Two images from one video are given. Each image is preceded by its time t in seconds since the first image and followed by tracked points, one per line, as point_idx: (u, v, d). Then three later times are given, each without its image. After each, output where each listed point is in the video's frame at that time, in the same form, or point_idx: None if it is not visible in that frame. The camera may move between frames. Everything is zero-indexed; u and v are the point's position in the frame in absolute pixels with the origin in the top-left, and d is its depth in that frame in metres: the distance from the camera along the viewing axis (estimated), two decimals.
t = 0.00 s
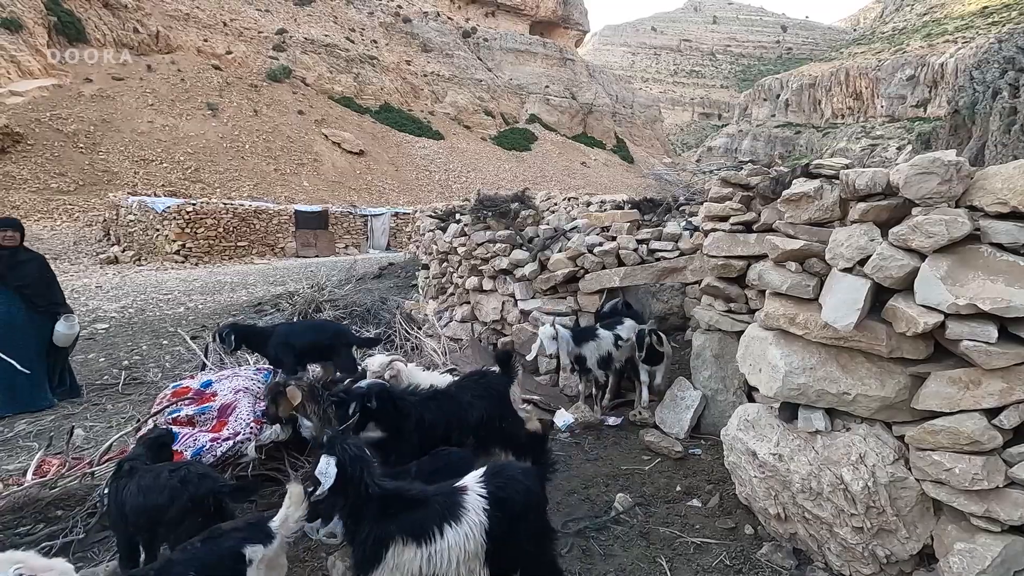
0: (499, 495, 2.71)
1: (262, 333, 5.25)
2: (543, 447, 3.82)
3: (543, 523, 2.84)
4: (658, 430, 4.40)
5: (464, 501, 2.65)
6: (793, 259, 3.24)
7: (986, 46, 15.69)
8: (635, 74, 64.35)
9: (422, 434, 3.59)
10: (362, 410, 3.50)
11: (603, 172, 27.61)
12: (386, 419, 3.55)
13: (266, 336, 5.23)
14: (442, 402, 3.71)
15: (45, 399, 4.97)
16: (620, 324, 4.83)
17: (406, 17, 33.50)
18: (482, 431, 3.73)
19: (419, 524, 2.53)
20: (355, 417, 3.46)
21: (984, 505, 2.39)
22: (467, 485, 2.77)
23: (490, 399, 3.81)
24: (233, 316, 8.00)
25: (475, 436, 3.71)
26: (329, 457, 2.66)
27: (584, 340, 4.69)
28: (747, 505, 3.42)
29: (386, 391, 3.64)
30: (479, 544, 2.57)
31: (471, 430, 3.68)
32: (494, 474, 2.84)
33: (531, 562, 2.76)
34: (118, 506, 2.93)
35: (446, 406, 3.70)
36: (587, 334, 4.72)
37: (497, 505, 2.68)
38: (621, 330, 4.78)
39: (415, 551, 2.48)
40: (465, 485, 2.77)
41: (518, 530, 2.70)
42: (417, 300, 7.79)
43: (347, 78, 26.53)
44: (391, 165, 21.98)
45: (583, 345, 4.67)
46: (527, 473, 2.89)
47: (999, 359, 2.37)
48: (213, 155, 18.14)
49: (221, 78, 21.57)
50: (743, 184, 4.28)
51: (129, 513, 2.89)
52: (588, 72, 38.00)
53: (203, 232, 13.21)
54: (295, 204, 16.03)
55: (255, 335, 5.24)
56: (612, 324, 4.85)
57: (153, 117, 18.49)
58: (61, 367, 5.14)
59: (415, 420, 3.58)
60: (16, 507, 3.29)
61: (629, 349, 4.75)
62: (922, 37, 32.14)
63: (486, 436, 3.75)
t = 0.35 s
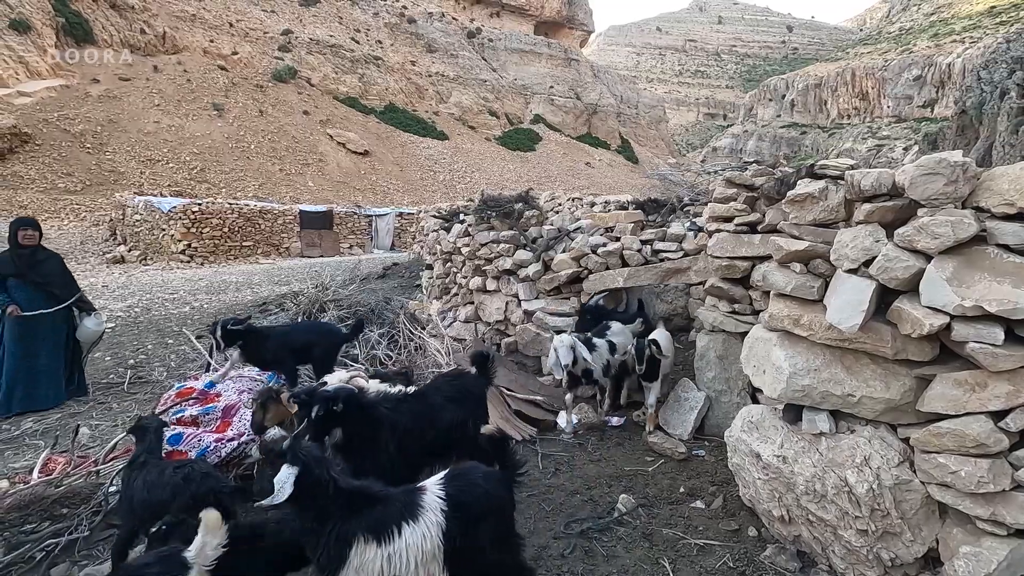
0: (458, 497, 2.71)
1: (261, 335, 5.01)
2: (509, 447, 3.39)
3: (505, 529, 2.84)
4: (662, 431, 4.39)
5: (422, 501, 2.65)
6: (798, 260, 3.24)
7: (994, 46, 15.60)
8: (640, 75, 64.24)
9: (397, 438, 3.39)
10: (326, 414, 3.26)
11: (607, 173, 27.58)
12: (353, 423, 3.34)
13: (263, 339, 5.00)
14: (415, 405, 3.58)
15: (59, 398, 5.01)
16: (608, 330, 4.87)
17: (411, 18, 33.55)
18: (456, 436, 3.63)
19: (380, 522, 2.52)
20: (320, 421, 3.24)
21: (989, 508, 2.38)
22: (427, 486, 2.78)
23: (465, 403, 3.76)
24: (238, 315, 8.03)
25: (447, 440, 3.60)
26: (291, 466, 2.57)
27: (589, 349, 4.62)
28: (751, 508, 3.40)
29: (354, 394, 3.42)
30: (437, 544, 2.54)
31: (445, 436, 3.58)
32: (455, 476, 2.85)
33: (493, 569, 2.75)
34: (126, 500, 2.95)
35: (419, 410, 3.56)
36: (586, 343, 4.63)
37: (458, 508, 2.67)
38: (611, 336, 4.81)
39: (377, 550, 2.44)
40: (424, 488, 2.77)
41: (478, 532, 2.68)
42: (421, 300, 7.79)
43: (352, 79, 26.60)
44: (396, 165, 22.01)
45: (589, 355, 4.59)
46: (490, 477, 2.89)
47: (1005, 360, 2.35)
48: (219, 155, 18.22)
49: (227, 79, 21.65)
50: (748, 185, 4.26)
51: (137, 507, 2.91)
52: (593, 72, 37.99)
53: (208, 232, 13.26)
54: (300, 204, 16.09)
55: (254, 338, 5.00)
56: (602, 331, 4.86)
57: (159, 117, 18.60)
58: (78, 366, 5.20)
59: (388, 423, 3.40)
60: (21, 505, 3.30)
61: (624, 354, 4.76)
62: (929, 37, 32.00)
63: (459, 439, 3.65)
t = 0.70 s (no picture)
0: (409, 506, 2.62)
1: (247, 338, 4.75)
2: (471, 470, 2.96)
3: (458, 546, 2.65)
4: (667, 431, 4.38)
5: (376, 503, 2.63)
6: (804, 260, 3.22)
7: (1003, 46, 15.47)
8: (645, 75, 64.13)
9: (361, 450, 3.36)
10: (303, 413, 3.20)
11: (612, 173, 27.53)
12: (329, 422, 3.31)
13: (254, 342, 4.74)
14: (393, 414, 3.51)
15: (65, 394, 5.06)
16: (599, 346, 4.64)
17: (416, 19, 33.61)
18: (433, 446, 3.55)
19: (338, 520, 2.57)
20: (298, 420, 3.19)
21: (998, 511, 2.36)
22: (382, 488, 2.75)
23: (446, 413, 3.62)
24: (243, 315, 8.07)
25: (422, 452, 3.51)
26: (246, 464, 2.62)
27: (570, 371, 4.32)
28: (756, 509, 3.39)
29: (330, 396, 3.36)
30: (381, 549, 2.52)
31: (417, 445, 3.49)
32: (414, 478, 2.80)
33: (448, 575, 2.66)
34: (125, 501, 2.94)
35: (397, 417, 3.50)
36: (570, 364, 4.36)
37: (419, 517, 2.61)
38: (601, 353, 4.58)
39: (336, 546, 2.50)
40: (382, 488, 2.76)
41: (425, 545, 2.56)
42: (426, 300, 7.80)
43: (357, 79, 26.67)
44: (401, 165, 22.04)
45: (569, 376, 4.30)
46: (442, 493, 2.70)
47: (1013, 362, 2.33)
48: (225, 155, 18.30)
49: (233, 79, 21.74)
50: (754, 185, 4.24)
51: (135, 507, 2.91)
52: (598, 72, 37.95)
53: (214, 232, 13.31)
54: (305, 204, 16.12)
55: (240, 344, 4.72)
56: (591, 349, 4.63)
57: (166, 118, 18.69)
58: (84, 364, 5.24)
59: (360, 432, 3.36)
60: (29, 503, 3.33)
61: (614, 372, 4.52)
62: (937, 37, 31.82)
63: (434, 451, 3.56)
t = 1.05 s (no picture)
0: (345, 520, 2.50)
1: (242, 343, 4.81)
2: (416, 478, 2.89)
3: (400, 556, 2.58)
4: (672, 431, 4.36)
5: (315, 519, 2.50)
6: (811, 259, 3.22)
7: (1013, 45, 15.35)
8: (650, 75, 63.99)
9: (359, 463, 3.11)
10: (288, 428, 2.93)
11: (618, 173, 27.49)
12: (328, 437, 3.08)
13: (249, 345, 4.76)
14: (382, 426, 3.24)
15: (75, 392, 5.11)
16: (593, 358, 4.33)
17: (422, 19, 33.66)
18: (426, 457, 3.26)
19: (270, 541, 2.42)
20: (310, 430, 3.01)
21: (1006, 512, 2.34)
22: (321, 502, 2.61)
23: (437, 417, 3.37)
24: (250, 314, 8.12)
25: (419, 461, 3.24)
26: (190, 488, 2.35)
27: (563, 389, 3.92)
28: (762, 509, 3.38)
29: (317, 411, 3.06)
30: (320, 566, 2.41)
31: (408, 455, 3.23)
32: (355, 487, 2.66)
33: None
34: (93, 507, 2.84)
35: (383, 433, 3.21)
36: (565, 380, 3.99)
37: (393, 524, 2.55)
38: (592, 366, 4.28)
39: (265, 568, 2.37)
40: (320, 502, 2.61)
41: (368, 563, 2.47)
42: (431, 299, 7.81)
43: (363, 80, 26.75)
44: (407, 165, 22.09)
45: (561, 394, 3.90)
46: (385, 498, 2.59)
47: None
48: (232, 156, 18.39)
49: (240, 79, 21.84)
50: (760, 185, 4.23)
51: (107, 511, 2.83)
52: (603, 72, 37.92)
53: (221, 231, 13.37)
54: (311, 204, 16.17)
55: (236, 351, 4.78)
56: (585, 362, 4.31)
57: (174, 118, 18.81)
58: (94, 360, 5.29)
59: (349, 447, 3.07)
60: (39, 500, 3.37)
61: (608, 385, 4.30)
62: (946, 36, 31.62)
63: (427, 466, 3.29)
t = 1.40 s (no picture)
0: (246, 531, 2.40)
1: (250, 342, 4.70)
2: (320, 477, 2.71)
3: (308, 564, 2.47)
4: (678, 431, 4.36)
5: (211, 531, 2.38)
6: (817, 259, 3.22)
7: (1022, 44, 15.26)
8: (656, 75, 63.84)
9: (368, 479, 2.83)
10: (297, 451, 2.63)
11: (623, 174, 27.45)
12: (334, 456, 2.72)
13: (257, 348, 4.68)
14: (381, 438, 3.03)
15: (82, 390, 5.13)
16: (574, 366, 4.16)
17: (428, 19, 33.73)
18: (422, 461, 3.19)
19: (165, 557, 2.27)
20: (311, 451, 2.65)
21: (1013, 513, 2.34)
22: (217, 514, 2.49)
23: (426, 423, 3.28)
24: (258, 313, 8.17)
25: (419, 468, 3.18)
26: (23, 542, 2.06)
27: (549, 404, 3.72)
28: (767, 509, 3.39)
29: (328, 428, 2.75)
30: None
31: (410, 464, 3.10)
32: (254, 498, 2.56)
33: None
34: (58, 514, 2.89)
35: (382, 446, 3.00)
36: (550, 394, 3.79)
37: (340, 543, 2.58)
38: (576, 375, 4.09)
39: None
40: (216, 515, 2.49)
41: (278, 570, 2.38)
42: (436, 299, 7.84)
43: (369, 80, 26.83)
44: (412, 165, 22.15)
45: (549, 410, 3.71)
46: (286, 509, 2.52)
47: None
48: (239, 156, 18.49)
49: (247, 80, 21.97)
50: (767, 184, 4.22)
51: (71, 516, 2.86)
52: (609, 72, 37.88)
53: (228, 231, 13.45)
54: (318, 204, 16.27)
55: (242, 349, 4.66)
56: (565, 371, 4.12)
57: (182, 118, 18.93)
58: (104, 360, 5.31)
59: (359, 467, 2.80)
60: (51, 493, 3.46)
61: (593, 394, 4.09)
62: (955, 35, 31.44)
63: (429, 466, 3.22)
